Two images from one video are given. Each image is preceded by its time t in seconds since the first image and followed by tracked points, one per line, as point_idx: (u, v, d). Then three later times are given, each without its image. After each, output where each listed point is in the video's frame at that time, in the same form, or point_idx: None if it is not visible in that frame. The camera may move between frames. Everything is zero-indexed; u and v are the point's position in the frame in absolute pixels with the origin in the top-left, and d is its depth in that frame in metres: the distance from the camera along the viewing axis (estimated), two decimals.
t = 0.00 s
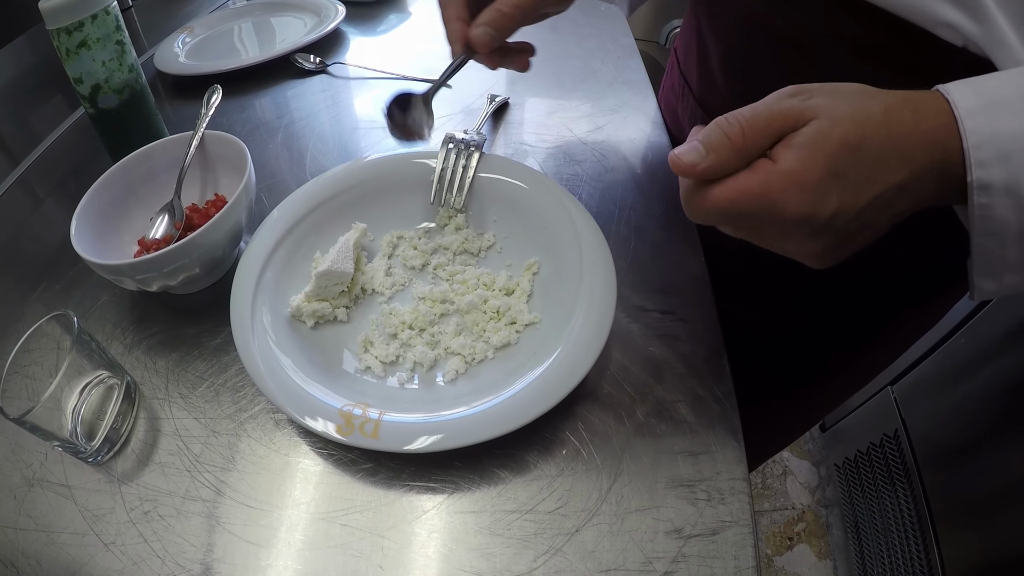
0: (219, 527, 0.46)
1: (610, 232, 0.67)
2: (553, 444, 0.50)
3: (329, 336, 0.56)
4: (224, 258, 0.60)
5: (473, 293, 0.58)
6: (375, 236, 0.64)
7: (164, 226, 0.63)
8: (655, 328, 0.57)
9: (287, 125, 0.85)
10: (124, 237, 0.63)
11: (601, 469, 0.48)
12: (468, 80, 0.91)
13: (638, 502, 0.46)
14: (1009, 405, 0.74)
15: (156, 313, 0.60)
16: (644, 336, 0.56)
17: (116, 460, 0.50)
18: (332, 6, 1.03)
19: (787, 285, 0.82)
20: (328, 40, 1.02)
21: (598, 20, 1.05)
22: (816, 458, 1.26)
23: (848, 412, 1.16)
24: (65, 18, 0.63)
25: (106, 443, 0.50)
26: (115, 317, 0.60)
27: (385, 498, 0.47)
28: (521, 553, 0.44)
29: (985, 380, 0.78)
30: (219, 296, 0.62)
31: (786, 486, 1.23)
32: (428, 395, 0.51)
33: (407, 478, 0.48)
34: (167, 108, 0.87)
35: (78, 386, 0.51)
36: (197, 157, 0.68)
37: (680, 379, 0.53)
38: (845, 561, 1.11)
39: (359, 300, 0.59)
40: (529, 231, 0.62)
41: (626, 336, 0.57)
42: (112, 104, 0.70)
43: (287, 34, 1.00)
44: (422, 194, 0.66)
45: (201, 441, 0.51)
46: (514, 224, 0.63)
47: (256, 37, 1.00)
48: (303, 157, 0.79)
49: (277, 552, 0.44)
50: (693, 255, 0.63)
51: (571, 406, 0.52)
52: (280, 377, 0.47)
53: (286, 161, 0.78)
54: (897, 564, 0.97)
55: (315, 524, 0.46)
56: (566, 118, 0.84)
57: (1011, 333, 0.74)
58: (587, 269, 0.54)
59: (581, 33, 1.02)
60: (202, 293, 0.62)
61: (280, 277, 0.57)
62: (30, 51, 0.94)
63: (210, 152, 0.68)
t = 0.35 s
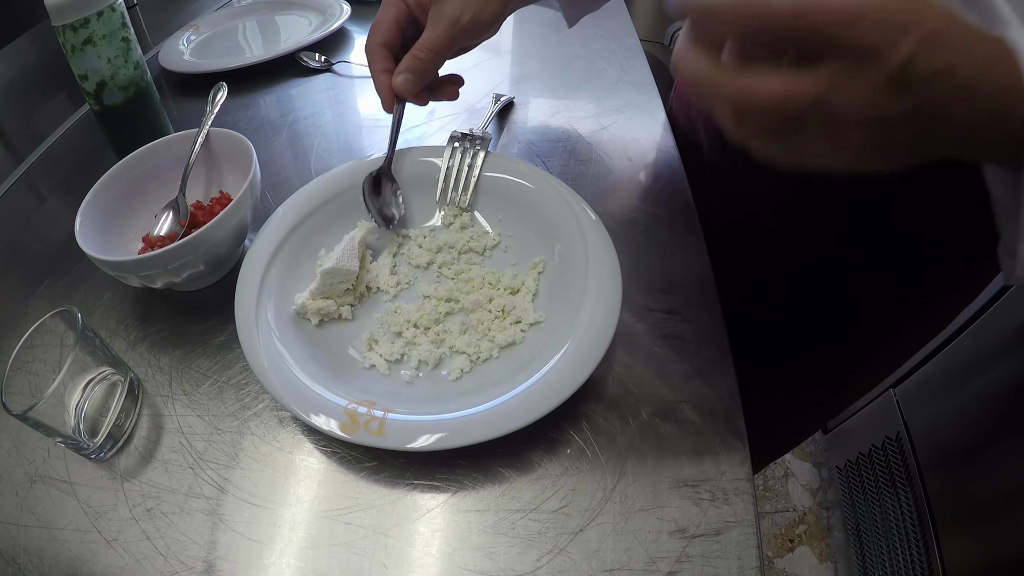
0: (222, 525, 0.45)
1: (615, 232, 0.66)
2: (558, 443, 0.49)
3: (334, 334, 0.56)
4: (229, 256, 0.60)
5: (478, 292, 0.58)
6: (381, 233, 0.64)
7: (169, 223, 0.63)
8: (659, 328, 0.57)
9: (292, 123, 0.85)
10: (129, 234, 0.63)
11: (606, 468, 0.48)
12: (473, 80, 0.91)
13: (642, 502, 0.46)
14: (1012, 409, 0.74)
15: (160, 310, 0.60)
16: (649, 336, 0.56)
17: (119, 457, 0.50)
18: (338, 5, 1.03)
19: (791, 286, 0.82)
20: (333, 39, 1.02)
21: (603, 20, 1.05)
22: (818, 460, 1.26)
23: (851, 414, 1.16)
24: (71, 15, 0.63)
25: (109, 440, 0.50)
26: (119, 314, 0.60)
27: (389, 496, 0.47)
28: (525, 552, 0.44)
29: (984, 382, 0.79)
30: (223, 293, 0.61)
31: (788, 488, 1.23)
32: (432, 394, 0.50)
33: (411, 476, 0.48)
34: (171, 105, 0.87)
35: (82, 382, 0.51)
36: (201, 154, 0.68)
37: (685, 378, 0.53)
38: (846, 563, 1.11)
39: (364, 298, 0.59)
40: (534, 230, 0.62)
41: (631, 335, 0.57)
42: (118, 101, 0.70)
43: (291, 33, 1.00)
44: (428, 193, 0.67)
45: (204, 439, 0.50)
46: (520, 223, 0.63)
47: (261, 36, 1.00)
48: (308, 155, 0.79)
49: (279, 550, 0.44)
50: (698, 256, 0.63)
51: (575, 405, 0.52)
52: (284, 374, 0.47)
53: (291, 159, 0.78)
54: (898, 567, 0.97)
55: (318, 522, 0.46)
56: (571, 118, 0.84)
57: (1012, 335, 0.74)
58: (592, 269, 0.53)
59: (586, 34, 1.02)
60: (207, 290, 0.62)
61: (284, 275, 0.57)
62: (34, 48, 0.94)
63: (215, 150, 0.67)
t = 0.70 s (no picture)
0: (219, 527, 0.45)
1: (613, 232, 0.66)
2: (556, 446, 0.49)
3: (332, 336, 0.56)
4: (226, 257, 0.60)
5: (476, 293, 0.58)
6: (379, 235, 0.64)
7: (166, 225, 0.62)
8: (658, 329, 0.57)
9: (290, 123, 0.84)
10: (126, 235, 0.63)
11: (604, 470, 0.48)
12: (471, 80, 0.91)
13: (640, 504, 0.46)
14: (1012, 408, 0.73)
15: (157, 312, 0.60)
16: (648, 337, 0.56)
17: (116, 459, 0.49)
18: (336, 5, 1.03)
19: (790, 286, 0.81)
20: (331, 39, 1.01)
21: (601, 20, 1.05)
22: (818, 460, 1.26)
23: (851, 413, 1.16)
24: (68, 16, 0.63)
25: (106, 442, 0.50)
26: (116, 316, 0.60)
27: (386, 499, 0.47)
28: (523, 555, 0.44)
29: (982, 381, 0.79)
30: (221, 295, 0.61)
31: (788, 487, 1.22)
32: (430, 396, 0.50)
33: (409, 479, 0.48)
34: (170, 106, 0.87)
35: (79, 385, 0.51)
36: (198, 155, 0.68)
37: (683, 379, 0.53)
38: (846, 563, 1.10)
39: (362, 300, 0.59)
40: (532, 231, 0.62)
41: (629, 336, 0.57)
42: (115, 102, 0.70)
43: (289, 33, 1.00)
44: (426, 194, 0.67)
45: (202, 441, 0.50)
46: (518, 224, 0.63)
47: (259, 36, 1.00)
48: (306, 155, 0.79)
49: (277, 553, 0.44)
50: (697, 256, 0.63)
51: (573, 407, 0.52)
52: (281, 377, 0.47)
53: (289, 160, 0.78)
54: (898, 567, 0.97)
55: (316, 524, 0.45)
56: (569, 118, 0.83)
57: (1012, 335, 0.74)
58: (590, 270, 0.53)
59: (584, 33, 1.02)
60: (205, 292, 0.62)
61: (282, 277, 0.57)
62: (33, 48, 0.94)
63: (212, 151, 0.67)
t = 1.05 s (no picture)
0: (218, 529, 0.45)
1: (611, 233, 0.66)
2: (554, 446, 0.49)
3: (330, 338, 0.56)
4: (225, 259, 0.60)
5: (474, 294, 0.58)
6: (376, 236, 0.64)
7: (164, 227, 0.63)
8: (656, 329, 0.57)
9: (288, 125, 0.84)
10: (125, 238, 0.63)
11: (603, 471, 0.48)
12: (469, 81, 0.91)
13: (638, 505, 0.46)
14: (1012, 406, 0.73)
15: (156, 314, 0.60)
16: (646, 338, 0.56)
17: (116, 461, 0.50)
18: (335, 6, 1.03)
19: (789, 285, 0.81)
20: (330, 39, 1.01)
21: (600, 19, 1.05)
22: (818, 458, 1.26)
23: (851, 412, 1.16)
24: (65, 18, 0.63)
25: (106, 444, 0.50)
26: (116, 318, 0.60)
27: (385, 500, 0.47)
28: (521, 556, 0.44)
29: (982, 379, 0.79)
30: (219, 296, 0.61)
31: (788, 486, 1.23)
32: (428, 397, 0.50)
33: (408, 480, 0.48)
34: (168, 108, 0.87)
35: (78, 387, 0.51)
36: (196, 157, 0.68)
37: (682, 379, 0.53)
38: (846, 561, 1.10)
39: (360, 301, 0.59)
40: (530, 232, 0.62)
41: (627, 337, 0.57)
42: (113, 104, 0.70)
43: (288, 34, 1.00)
44: (423, 195, 0.67)
45: (201, 443, 0.50)
46: (515, 225, 0.63)
47: (257, 37, 1.00)
48: (304, 156, 0.79)
49: (276, 554, 0.44)
50: (695, 256, 0.63)
51: (572, 408, 0.52)
52: (279, 379, 0.47)
53: (287, 161, 0.78)
54: (898, 565, 0.97)
55: (315, 526, 0.46)
56: (568, 118, 0.83)
57: (1011, 333, 0.74)
58: (588, 271, 0.53)
59: (583, 33, 1.02)
60: (203, 294, 0.62)
61: (280, 279, 0.57)
62: (32, 50, 0.94)
63: (210, 153, 0.67)
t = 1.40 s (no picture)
0: (216, 530, 0.45)
1: (609, 232, 0.66)
2: (551, 447, 0.49)
3: (327, 338, 0.56)
4: (223, 259, 0.60)
5: (471, 295, 0.58)
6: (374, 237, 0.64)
7: (162, 227, 0.63)
8: (654, 330, 0.57)
9: (287, 125, 0.84)
10: (123, 239, 0.63)
11: (599, 472, 0.48)
12: (468, 81, 0.91)
13: (635, 506, 0.46)
14: (1013, 406, 0.73)
15: (154, 314, 0.60)
16: (644, 338, 0.56)
17: (113, 462, 0.50)
18: (333, 6, 1.03)
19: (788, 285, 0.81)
20: (329, 40, 1.02)
21: (599, 19, 1.05)
22: (818, 458, 1.26)
23: (850, 412, 1.16)
24: (63, 19, 0.63)
25: (104, 445, 0.50)
26: (114, 318, 0.60)
27: (383, 500, 0.47)
28: (518, 557, 0.44)
29: (982, 380, 0.79)
30: (217, 297, 0.62)
31: (788, 486, 1.23)
32: (425, 398, 0.50)
33: (405, 480, 0.48)
34: (167, 108, 0.87)
35: (76, 388, 0.51)
36: (194, 158, 0.68)
37: (680, 380, 0.53)
38: (846, 562, 1.10)
39: (357, 302, 0.59)
40: (527, 232, 0.62)
41: (625, 337, 0.57)
42: (111, 105, 0.70)
43: (287, 34, 1.00)
44: (421, 195, 0.67)
45: (198, 443, 0.51)
46: (513, 225, 0.63)
47: (256, 37, 1.00)
48: (303, 156, 0.79)
49: (274, 555, 0.44)
50: (692, 256, 0.63)
51: (569, 409, 0.52)
52: (276, 381, 0.47)
53: (286, 161, 0.78)
54: (898, 565, 0.96)
55: (313, 527, 0.46)
56: (566, 118, 0.83)
57: (1010, 333, 0.74)
58: (585, 271, 0.53)
59: (582, 33, 1.02)
60: (201, 294, 0.62)
61: (277, 280, 0.57)
62: (32, 50, 0.95)
63: (208, 153, 0.67)
